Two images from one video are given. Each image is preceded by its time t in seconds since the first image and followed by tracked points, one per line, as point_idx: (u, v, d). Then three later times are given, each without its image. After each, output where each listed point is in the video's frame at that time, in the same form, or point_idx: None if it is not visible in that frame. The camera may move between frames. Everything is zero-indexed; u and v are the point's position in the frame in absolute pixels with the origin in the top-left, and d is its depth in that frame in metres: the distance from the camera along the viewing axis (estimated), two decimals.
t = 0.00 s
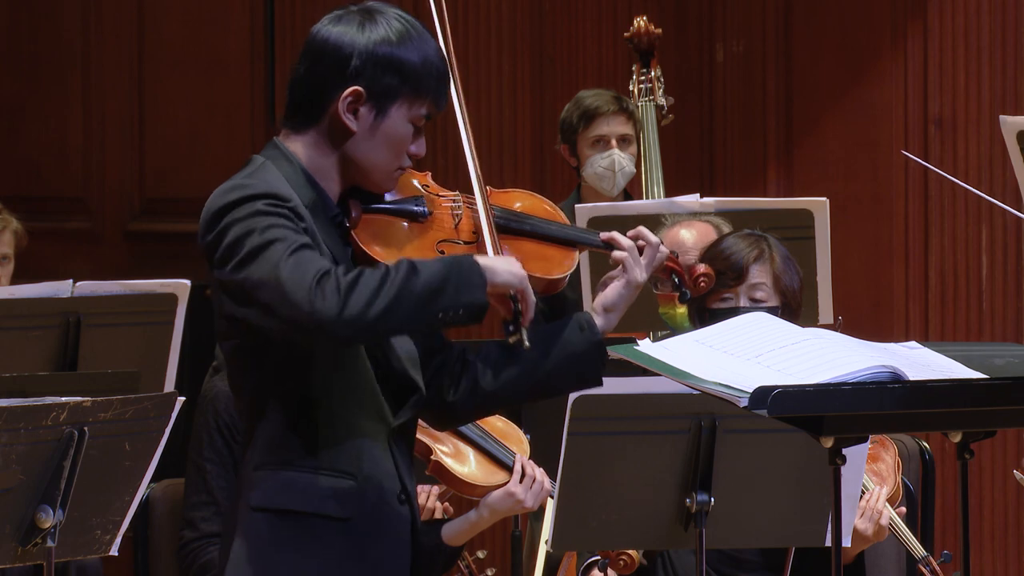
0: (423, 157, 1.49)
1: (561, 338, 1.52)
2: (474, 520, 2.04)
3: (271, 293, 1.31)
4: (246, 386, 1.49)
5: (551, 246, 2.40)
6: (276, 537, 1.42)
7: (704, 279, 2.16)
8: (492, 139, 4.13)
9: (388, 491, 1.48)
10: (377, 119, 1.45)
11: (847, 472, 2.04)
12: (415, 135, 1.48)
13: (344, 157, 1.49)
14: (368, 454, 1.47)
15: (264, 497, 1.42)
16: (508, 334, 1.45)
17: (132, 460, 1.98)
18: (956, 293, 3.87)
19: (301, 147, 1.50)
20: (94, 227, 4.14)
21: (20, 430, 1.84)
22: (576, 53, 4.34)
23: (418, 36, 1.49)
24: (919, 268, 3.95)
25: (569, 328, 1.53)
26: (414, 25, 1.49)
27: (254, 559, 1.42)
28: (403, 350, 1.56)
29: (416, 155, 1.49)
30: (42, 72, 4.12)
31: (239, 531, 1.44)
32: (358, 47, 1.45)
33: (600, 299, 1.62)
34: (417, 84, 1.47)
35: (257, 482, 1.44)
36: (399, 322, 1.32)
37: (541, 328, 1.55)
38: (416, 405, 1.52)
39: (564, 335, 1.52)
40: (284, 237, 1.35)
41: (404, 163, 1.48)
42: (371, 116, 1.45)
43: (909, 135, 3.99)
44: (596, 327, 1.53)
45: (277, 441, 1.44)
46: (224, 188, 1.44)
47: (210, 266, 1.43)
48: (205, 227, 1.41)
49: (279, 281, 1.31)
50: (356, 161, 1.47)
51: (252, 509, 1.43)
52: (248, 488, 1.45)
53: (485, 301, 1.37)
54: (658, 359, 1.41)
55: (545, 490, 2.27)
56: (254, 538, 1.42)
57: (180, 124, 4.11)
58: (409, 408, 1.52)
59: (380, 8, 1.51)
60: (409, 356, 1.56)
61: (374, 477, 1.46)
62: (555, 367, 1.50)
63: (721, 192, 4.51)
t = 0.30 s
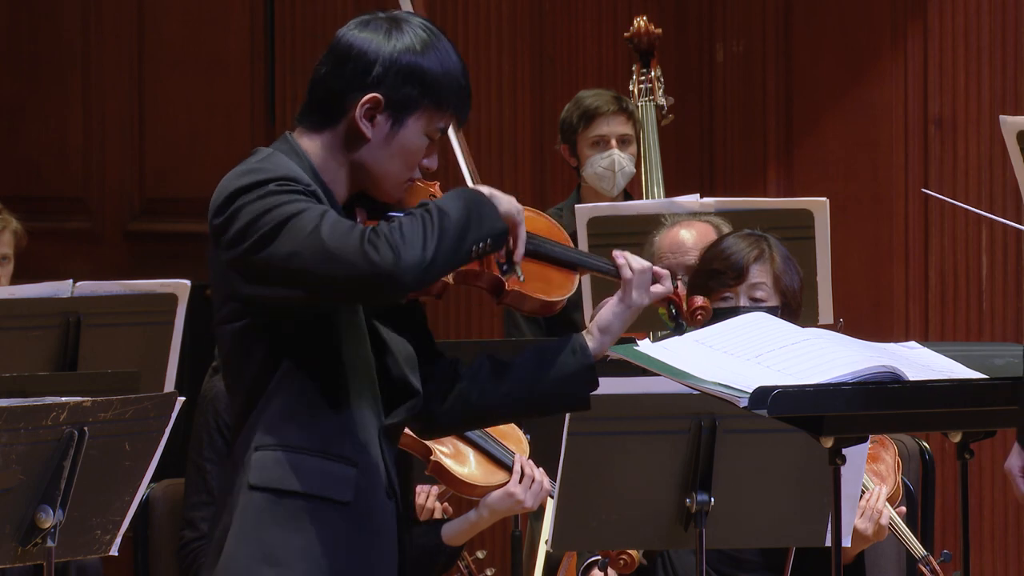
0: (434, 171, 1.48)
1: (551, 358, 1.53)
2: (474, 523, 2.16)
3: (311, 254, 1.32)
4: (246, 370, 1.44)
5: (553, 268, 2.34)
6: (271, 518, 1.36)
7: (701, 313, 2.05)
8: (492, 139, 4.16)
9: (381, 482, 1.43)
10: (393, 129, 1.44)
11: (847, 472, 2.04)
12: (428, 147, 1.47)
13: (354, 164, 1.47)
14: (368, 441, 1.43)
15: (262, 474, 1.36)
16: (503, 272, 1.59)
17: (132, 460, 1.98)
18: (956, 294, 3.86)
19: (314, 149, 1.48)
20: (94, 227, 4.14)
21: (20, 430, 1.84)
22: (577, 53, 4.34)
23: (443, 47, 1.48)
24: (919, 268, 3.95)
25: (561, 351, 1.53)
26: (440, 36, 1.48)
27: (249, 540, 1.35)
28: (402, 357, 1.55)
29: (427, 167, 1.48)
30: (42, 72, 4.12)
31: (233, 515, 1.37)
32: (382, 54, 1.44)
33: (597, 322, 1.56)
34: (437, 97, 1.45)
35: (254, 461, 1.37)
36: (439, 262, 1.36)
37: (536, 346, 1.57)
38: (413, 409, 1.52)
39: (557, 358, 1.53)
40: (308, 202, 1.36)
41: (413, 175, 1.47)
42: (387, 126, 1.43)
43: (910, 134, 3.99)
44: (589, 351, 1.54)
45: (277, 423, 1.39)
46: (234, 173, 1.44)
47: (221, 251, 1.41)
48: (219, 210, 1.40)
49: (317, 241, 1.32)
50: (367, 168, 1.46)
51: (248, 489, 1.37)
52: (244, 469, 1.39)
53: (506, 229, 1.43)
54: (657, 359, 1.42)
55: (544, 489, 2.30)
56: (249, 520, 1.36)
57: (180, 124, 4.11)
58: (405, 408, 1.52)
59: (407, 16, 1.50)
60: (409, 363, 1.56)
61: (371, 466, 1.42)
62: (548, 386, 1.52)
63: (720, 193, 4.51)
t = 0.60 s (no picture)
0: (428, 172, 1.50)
1: (550, 358, 1.55)
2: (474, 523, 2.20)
3: (328, 256, 1.36)
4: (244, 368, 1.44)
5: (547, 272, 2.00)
6: (270, 518, 1.35)
7: (688, 314, 2.00)
8: (493, 141, 4.15)
9: (378, 482, 1.44)
10: (390, 136, 1.44)
11: (847, 472, 2.04)
12: (422, 151, 1.48)
13: (351, 169, 1.47)
14: (367, 441, 1.43)
15: (261, 474, 1.36)
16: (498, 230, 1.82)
17: (132, 460, 1.98)
18: (956, 294, 3.86)
19: (310, 155, 1.49)
20: (94, 227, 4.14)
21: (20, 430, 1.84)
22: (577, 52, 4.33)
23: (438, 50, 1.49)
24: (919, 268, 3.94)
25: (560, 352, 1.55)
26: (434, 40, 1.49)
27: (248, 538, 1.35)
28: (399, 357, 1.52)
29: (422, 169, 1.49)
30: (42, 72, 4.13)
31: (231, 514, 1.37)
32: (379, 59, 1.44)
33: (605, 323, 1.58)
34: (434, 101, 1.46)
35: (254, 460, 1.37)
36: (448, 252, 1.41)
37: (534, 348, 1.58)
38: (409, 408, 1.50)
39: (556, 357, 1.55)
40: (313, 203, 1.39)
41: (409, 179, 1.48)
42: (384, 133, 1.44)
43: (910, 134, 3.98)
44: (588, 354, 1.56)
45: (276, 420, 1.39)
46: (229, 176, 1.45)
47: (221, 254, 1.42)
48: (218, 213, 1.42)
49: (332, 242, 1.36)
50: (364, 175, 1.47)
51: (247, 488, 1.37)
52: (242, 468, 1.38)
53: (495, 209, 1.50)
54: (657, 359, 1.42)
55: (543, 488, 2.30)
56: (248, 518, 1.35)
57: (180, 124, 4.11)
58: (403, 410, 1.49)
59: (400, 20, 1.50)
60: (407, 362, 1.52)
61: (368, 467, 1.42)
62: (547, 385, 1.53)
63: (721, 192, 4.52)
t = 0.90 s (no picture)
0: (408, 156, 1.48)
1: (538, 334, 1.52)
2: (473, 523, 2.09)
3: (300, 252, 1.33)
4: (246, 381, 1.44)
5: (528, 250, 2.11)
6: (291, 526, 1.36)
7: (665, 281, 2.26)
8: (493, 141, 4.12)
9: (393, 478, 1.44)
10: (371, 121, 1.44)
11: (847, 472, 2.04)
12: (402, 133, 1.47)
13: (335, 161, 1.46)
14: (378, 438, 1.43)
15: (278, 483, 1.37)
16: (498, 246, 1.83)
17: (132, 460, 1.98)
18: (956, 294, 3.87)
19: (290, 151, 1.47)
20: (94, 227, 4.14)
21: (20, 430, 1.84)
22: (576, 52, 4.36)
23: (401, 31, 1.49)
24: (919, 269, 3.94)
25: (548, 327, 1.53)
26: (396, 22, 1.49)
27: (270, 548, 1.36)
28: (398, 351, 1.53)
29: (402, 153, 1.49)
30: (42, 72, 4.11)
31: (248, 524, 1.38)
32: (350, 49, 1.44)
33: (592, 292, 1.57)
34: (408, 81, 1.46)
35: (268, 471, 1.38)
36: (426, 251, 1.37)
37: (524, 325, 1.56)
38: (411, 403, 1.50)
39: (545, 332, 1.52)
40: (294, 203, 1.37)
41: (391, 164, 1.47)
42: (364, 119, 1.43)
43: (909, 134, 3.98)
44: (577, 325, 1.53)
45: (283, 429, 1.39)
46: (217, 182, 1.44)
47: (212, 261, 1.41)
48: (206, 221, 1.41)
49: (305, 239, 1.34)
50: (348, 166, 1.46)
51: (264, 498, 1.38)
52: (257, 479, 1.39)
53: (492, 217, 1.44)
54: (658, 359, 1.41)
55: (543, 488, 2.28)
56: (269, 530, 1.36)
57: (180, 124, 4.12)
58: (403, 404, 1.49)
59: (359, 8, 1.50)
60: (406, 356, 1.54)
61: (383, 464, 1.43)
62: (536, 361, 1.50)
63: (720, 192, 4.53)
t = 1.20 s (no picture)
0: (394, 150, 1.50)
1: (529, 323, 1.53)
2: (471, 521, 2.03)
3: (276, 254, 1.32)
4: (243, 386, 1.44)
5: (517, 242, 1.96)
6: (290, 531, 1.37)
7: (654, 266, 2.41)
8: (493, 141, 4.12)
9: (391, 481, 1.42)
10: (355, 116, 1.44)
11: (847, 472, 2.04)
12: (386, 127, 1.48)
13: (323, 158, 1.46)
14: (374, 440, 1.42)
15: (275, 489, 1.37)
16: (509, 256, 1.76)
17: (132, 460, 1.98)
18: (956, 294, 3.87)
19: (276, 149, 1.47)
20: (94, 227, 4.14)
21: (20, 430, 1.84)
22: (577, 52, 4.38)
23: (380, 25, 1.49)
24: (919, 269, 3.94)
25: (540, 314, 1.53)
26: (374, 16, 1.49)
27: (269, 554, 1.36)
28: (392, 350, 1.52)
29: (387, 147, 1.50)
30: (42, 72, 4.10)
31: (250, 530, 1.38)
32: (332, 46, 1.44)
33: (580, 277, 1.57)
34: (390, 75, 1.47)
35: (264, 477, 1.38)
36: (404, 255, 1.34)
37: (514, 316, 1.57)
38: (407, 401, 1.50)
39: (537, 321, 1.52)
40: (275, 205, 1.36)
41: (377, 158, 1.48)
42: (349, 114, 1.44)
43: (910, 134, 3.98)
44: (568, 313, 1.54)
45: (277, 435, 1.39)
46: (205, 187, 1.43)
47: (200, 265, 1.40)
48: (193, 225, 1.40)
49: (279, 239, 1.32)
50: (336, 163, 1.46)
51: (262, 505, 1.38)
52: (254, 485, 1.39)
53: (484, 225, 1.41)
54: (658, 359, 1.41)
55: (542, 487, 2.26)
56: (267, 536, 1.37)
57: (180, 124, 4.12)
58: (398, 405, 1.49)
59: (336, 4, 1.49)
60: (399, 354, 1.53)
61: (380, 466, 1.41)
62: (529, 352, 1.51)
63: (720, 192, 4.53)
